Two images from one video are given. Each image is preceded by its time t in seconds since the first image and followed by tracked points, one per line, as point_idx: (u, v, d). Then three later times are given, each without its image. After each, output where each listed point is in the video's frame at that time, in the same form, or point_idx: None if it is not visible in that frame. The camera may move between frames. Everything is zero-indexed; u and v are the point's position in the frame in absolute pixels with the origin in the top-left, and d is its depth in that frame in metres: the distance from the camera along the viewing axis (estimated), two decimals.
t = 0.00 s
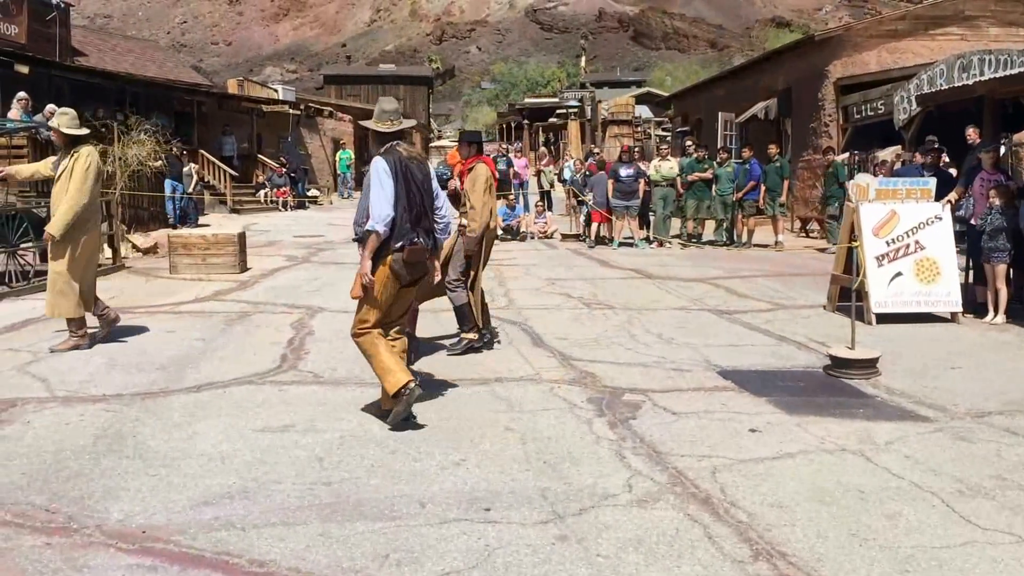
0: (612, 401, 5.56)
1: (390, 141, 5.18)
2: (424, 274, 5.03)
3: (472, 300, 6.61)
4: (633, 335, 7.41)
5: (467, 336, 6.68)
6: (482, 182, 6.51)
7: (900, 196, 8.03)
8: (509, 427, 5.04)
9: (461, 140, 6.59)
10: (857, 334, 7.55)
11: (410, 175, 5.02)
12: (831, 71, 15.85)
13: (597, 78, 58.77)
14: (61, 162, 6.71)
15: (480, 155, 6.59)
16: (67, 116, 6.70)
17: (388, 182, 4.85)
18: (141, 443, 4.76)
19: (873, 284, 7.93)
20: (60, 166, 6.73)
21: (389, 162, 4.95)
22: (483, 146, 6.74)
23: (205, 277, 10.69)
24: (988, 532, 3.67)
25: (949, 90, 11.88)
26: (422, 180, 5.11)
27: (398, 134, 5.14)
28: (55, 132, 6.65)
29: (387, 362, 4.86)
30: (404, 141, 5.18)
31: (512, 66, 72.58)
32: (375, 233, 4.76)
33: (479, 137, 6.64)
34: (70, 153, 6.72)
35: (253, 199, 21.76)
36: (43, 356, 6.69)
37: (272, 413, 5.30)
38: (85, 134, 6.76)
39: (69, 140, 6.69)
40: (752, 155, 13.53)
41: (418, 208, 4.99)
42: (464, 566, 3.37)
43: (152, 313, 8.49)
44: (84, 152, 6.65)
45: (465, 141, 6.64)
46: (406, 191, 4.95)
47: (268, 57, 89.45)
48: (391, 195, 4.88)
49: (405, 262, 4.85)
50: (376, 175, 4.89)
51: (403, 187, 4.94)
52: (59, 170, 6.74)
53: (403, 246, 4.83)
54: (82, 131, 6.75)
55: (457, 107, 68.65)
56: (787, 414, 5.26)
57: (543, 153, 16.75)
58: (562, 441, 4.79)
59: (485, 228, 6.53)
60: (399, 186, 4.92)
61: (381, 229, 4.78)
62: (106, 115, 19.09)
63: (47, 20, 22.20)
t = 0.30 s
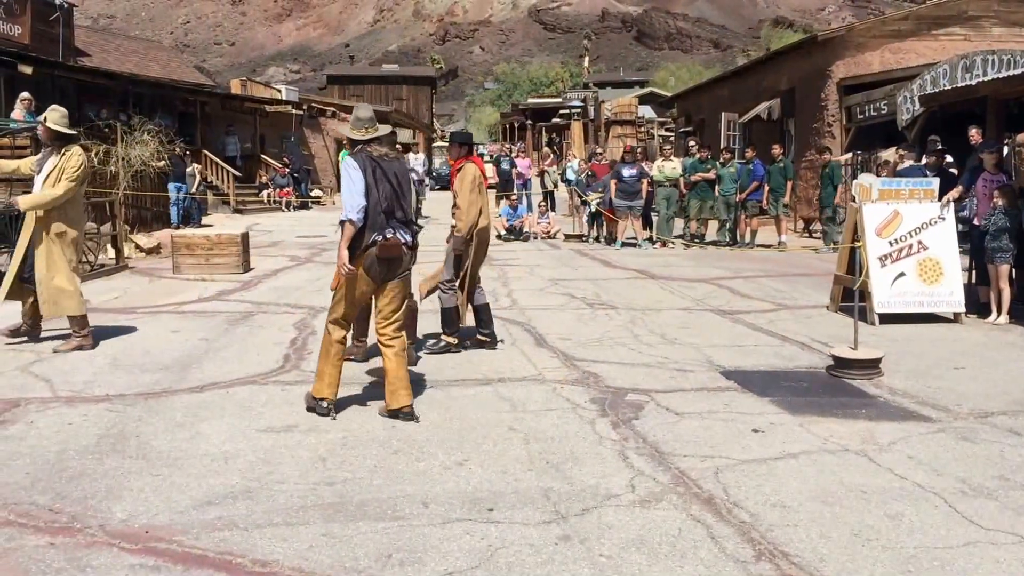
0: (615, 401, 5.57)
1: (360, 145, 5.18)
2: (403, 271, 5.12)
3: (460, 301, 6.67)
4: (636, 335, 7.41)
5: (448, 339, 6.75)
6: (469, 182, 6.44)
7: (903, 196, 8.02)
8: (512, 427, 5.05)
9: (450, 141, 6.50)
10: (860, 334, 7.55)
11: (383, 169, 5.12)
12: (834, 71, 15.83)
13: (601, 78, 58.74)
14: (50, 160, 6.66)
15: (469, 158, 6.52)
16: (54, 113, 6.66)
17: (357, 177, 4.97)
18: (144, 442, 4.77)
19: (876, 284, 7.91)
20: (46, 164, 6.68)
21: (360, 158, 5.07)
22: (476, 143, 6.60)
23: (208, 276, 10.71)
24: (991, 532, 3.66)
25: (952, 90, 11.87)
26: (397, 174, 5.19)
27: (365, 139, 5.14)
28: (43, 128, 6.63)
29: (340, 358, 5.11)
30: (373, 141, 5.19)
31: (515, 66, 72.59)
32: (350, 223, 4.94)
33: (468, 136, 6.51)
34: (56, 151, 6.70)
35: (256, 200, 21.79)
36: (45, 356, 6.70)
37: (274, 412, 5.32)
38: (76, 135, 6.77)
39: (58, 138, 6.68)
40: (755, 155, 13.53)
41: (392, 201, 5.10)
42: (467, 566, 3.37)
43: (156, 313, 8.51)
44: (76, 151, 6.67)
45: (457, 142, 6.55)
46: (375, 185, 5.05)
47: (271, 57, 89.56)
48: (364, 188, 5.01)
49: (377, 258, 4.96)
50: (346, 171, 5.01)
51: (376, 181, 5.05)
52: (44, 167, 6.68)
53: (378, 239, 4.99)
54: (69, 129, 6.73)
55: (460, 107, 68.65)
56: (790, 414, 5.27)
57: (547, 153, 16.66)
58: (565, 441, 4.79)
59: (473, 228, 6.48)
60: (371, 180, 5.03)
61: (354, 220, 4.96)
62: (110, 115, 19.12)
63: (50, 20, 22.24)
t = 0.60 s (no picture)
0: (619, 402, 5.56)
1: (327, 149, 5.32)
2: (364, 273, 5.16)
3: (454, 304, 6.68)
4: (638, 336, 7.40)
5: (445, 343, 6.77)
6: (457, 185, 6.46)
7: (906, 198, 8.00)
8: (515, 427, 5.04)
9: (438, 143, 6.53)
10: (863, 335, 7.53)
11: (347, 174, 5.22)
12: (837, 71, 15.81)
13: (604, 79, 58.70)
14: (28, 162, 6.70)
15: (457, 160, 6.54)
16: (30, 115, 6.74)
17: (319, 181, 5.08)
18: (147, 443, 4.77)
19: (879, 285, 7.91)
20: (25, 167, 6.72)
21: (325, 163, 5.19)
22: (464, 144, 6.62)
23: (211, 277, 10.72)
24: (994, 533, 3.65)
25: (955, 91, 11.85)
26: (361, 180, 5.29)
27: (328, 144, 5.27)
28: (21, 127, 6.71)
29: (318, 358, 5.25)
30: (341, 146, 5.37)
31: (518, 67, 72.58)
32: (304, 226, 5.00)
33: (455, 138, 6.53)
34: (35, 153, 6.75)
35: (259, 201, 21.82)
36: (48, 357, 6.71)
37: (277, 412, 5.33)
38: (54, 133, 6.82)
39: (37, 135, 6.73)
40: (759, 156, 13.54)
41: (355, 205, 5.18)
42: (470, 566, 3.37)
43: (159, 313, 8.52)
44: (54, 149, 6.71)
45: (443, 143, 6.57)
46: (337, 188, 5.14)
47: (274, 58, 89.66)
48: (325, 191, 5.12)
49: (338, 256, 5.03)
50: (311, 175, 5.13)
51: (339, 185, 5.15)
52: (23, 171, 6.71)
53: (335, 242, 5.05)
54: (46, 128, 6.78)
55: (463, 108, 68.63)
56: (794, 415, 5.26)
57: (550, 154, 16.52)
58: (568, 442, 4.79)
59: (462, 231, 6.50)
60: (333, 185, 5.13)
61: (313, 220, 5.02)
62: (112, 116, 19.15)
63: (53, 21, 22.30)
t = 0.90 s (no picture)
0: (620, 403, 5.56)
1: (319, 146, 5.64)
2: (347, 266, 5.46)
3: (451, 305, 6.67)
4: (639, 338, 7.40)
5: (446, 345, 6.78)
6: (445, 187, 6.46)
7: (907, 199, 8.03)
8: (516, 429, 5.04)
9: (421, 145, 6.52)
10: (865, 336, 7.53)
11: (327, 175, 5.49)
12: (838, 73, 15.82)
13: (605, 80, 58.69)
14: (14, 160, 6.76)
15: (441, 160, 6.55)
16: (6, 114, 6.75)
17: (299, 182, 5.38)
18: (148, 445, 4.78)
19: (880, 287, 7.91)
20: (8, 165, 6.76)
21: (304, 166, 5.48)
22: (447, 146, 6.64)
23: (212, 279, 10.73)
24: (995, 534, 3.65)
25: (956, 92, 11.86)
26: (343, 180, 5.55)
27: (321, 141, 5.59)
28: None
29: (318, 354, 5.29)
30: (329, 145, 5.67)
31: (520, 69, 72.60)
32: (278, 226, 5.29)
33: (439, 140, 6.55)
34: (15, 151, 6.80)
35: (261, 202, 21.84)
36: (50, 358, 6.72)
37: (278, 414, 5.34)
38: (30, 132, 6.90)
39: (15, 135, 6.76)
40: (760, 158, 13.55)
41: (336, 203, 5.43)
42: (472, 568, 3.37)
43: (161, 315, 8.53)
44: (41, 148, 6.85)
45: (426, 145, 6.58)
46: (319, 188, 5.41)
47: (275, 59, 89.67)
48: (305, 193, 5.40)
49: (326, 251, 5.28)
50: (293, 177, 5.41)
51: (318, 185, 5.42)
52: (7, 169, 6.74)
53: (319, 237, 5.30)
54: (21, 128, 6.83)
55: (465, 109, 68.62)
56: (795, 417, 5.25)
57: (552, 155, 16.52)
58: (569, 444, 4.78)
59: (449, 232, 6.49)
60: (313, 186, 5.41)
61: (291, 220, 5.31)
62: (114, 118, 19.17)
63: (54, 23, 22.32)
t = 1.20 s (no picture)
0: (621, 405, 5.56)
1: (320, 147, 5.78)
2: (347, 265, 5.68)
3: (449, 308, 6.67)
4: (640, 340, 7.40)
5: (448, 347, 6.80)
6: (435, 192, 6.46)
7: (908, 201, 8.06)
8: (517, 431, 5.04)
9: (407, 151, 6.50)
10: (866, 339, 7.53)
11: (333, 177, 5.69)
12: (840, 75, 15.83)
13: (606, 82, 58.71)
14: (15, 166, 6.79)
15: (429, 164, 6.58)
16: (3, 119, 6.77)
17: (310, 185, 5.52)
18: (150, 447, 4.79)
19: (882, 289, 7.91)
20: (8, 170, 6.79)
21: (312, 167, 5.63)
22: (431, 149, 6.70)
23: (213, 281, 10.74)
24: (996, 536, 3.65)
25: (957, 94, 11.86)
26: (346, 184, 5.77)
27: (324, 141, 5.75)
28: None
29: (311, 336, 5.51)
30: (330, 148, 5.81)
31: (521, 71, 72.66)
32: (293, 228, 5.46)
33: (424, 143, 6.58)
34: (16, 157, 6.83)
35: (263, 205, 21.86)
36: (51, 361, 6.73)
37: (279, 415, 5.35)
38: (29, 137, 6.97)
39: (12, 143, 6.82)
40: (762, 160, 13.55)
41: (339, 206, 5.67)
42: (472, 570, 3.37)
43: (162, 317, 8.54)
44: (40, 154, 6.91)
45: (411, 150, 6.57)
46: (326, 192, 5.60)
47: (276, 62, 89.76)
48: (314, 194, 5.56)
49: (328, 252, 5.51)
50: (302, 179, 5.55)
51: (326, 187, 5.60)
52: (8, 175, 6.78)
53: (324, 240, 5.54)
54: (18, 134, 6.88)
55: (466, 112, 68.73)
56: (796, 419, 5.25)
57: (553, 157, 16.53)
58: (570, 446, 4.78)
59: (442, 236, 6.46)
60: (323, 187, 5.58)
61: (303, 223, 5.47)
62: (116, 120, 19.20)
63: (56, 26, 22.36)
